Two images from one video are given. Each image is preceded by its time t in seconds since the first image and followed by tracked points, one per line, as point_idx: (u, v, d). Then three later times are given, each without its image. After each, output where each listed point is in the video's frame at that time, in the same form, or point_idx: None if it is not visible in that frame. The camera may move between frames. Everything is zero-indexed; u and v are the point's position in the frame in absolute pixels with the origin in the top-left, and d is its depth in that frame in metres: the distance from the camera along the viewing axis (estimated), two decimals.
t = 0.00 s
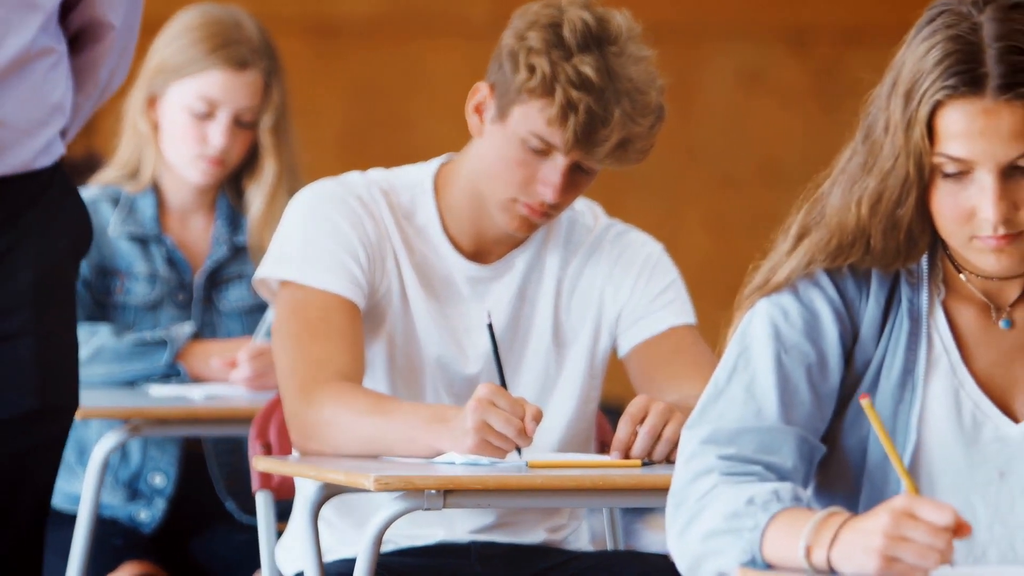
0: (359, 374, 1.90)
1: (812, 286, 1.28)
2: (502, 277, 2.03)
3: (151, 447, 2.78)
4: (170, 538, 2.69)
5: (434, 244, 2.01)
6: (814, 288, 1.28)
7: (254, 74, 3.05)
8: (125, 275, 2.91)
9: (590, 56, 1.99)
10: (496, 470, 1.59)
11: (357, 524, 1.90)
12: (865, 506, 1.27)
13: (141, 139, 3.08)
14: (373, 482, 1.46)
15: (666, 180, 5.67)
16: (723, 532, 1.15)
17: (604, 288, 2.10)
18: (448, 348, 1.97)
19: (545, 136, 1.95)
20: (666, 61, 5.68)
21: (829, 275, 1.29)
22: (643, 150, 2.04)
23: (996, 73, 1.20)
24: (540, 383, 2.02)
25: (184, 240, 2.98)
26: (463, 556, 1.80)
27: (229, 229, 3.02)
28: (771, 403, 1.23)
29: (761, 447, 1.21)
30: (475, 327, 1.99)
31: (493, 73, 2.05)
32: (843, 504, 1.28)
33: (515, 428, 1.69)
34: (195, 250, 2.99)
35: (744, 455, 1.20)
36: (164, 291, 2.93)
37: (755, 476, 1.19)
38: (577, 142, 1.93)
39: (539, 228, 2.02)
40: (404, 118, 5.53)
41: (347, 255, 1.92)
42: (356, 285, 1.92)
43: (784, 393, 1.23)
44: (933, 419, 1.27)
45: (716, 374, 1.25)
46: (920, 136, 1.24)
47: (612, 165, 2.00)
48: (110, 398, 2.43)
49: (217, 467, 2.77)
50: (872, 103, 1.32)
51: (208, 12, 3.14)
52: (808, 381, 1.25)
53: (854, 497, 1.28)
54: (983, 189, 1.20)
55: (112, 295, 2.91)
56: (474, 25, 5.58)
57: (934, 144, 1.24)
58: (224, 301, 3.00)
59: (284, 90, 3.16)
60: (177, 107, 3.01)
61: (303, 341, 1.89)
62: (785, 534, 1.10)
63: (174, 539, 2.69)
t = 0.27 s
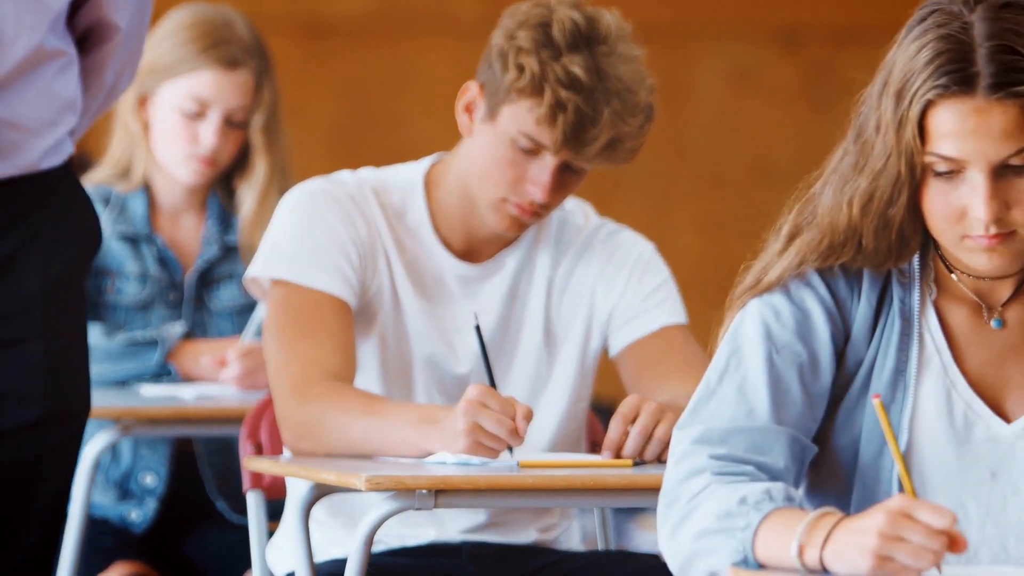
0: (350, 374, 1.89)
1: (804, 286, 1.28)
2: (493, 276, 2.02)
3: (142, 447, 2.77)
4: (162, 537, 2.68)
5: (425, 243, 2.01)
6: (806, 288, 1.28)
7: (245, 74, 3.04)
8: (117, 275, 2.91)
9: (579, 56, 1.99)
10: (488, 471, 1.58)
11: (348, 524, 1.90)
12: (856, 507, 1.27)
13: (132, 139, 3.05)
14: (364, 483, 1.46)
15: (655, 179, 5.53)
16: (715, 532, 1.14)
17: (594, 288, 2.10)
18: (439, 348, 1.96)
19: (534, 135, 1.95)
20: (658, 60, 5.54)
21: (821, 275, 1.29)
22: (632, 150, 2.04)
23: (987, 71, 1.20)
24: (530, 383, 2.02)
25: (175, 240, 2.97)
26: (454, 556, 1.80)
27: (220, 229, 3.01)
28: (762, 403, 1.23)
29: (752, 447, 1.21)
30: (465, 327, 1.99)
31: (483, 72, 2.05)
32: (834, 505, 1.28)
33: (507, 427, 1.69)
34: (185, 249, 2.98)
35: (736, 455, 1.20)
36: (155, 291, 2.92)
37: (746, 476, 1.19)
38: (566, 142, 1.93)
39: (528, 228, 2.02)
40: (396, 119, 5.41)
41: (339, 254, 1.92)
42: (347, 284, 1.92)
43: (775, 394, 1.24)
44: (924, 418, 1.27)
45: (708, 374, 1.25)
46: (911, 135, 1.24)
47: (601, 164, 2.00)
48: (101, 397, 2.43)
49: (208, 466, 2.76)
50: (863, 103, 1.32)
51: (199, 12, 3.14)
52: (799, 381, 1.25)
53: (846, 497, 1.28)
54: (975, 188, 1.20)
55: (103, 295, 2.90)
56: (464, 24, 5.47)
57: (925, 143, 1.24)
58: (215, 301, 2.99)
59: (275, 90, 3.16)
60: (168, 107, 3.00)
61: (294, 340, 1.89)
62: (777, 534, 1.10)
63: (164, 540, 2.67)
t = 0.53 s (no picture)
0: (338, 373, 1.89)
1: (792, 286, 1.28)
2: (481, 275, 2.02)
3: (130, 447, 2.77)
4: (151, 537, 2.67)
5: (414, 242, 2.00)
6: (794, 288, 1.28)
7: (232, 74, 3.03)
8: (104, 275, 2.90)
9: (565, 56, 1.98)
10: (476, 470, 1.58)
11: (337, 523, 1.89)
12: (845, 507, 1.27)
13: (120, 139, 3.05)
14: (351, 482, 1.45)
15: (644, 178, 5.53)
16: (704, 531, 1.14)
17: (583, 287, 2.10)
18: (427, 346, 1.96)
19: (521, 135, 1.95)
20: (645, 60, 5.54)
21: (808, 274, 1.29)
22: (619, 149, 2.03)
23: (972, 69, 1.20)
24: (519, 382, 2.02)
25: (162, 240, 2.96)
26: (443, 556, 1.79)
27: (207, 228, 3.00)
28: (750, 402, 1.23)
29: (741, 446, 1.21)
30: (452, 327, 1.98)
31: (470, 72, 2.05)
32: (823, 504, 1.28)
33: (494, 428, 1.69)
34: (173, 248, 2.97)
35: (724, 454, 1.20)
36: (143, 291, 2.91)
37: (735, 476, 1.19)
38: (553, 142, 1.93)
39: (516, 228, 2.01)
40: (384, 118, 5.40)
41: (327, 253, 1.92)
42: (335, 284, 1.91)
43: (763, 394, 1.24)
44: (912, 418, 1.27)
45: (697, 374, 1.25)
46: (897, 133, 1.24)
47: (588, 163, 2.00)
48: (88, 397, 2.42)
49: (196, 465, 2.76)
50: (850, 102, 1.32)
51: (186, 11, 3.13)
52: (788, 381, 1.25)
53: (834, 497, 1.29)
54: (960, 186, 1.19)
55: (91, 295, 2.90)
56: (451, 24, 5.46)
57: (911, 142, 1.23)
58: (203, 300, 2.98)
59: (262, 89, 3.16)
60: (155, 106, 2.99)
61: (282, 341, 1.88)
62: (765, 534, 1.10)
63: (153, 540, 2.66)
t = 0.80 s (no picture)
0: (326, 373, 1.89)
1: (779, 286, 1.29)
2: (469, 274, 2.02)
3: (117, 446, 2.77)
4: (138, 536, 2.67)
5: (402, 241, 1.99)
6: (781, 287, 1.28)
7: (220, 74, 3.02)
8: (92, 275, 2.92)
9: (553, 55, 1.98)
10: (464, 469, 1.57)
11: (324, 523, 1.89)
12: (832, 506, 1.28)
13: (108, 139, 3.04)
14: (339, 482, 1.45)
15: (631, 177, 5.53)
16: (691, 531, 1.14)
17: (571, 286, 2.10)
18: (415, 345, 1.96)
19: (508, 135, 1.94)
20: (633, 59, 5.54)
21: (795, 274, 1.30)
22: (607, 149, 2.03)
23: (956, 67, 1.20)
24: (507, 381, 2.02)
25: (150, 239, 2.96)
26: (430, 556, 1.78)
27: (195, 228, 3.00)
28: (737, 402, 1.23)
29: (728, 446, 1.21)
30: (439, 326, 1.98)
31: (458, 71, 2.05)
32: (810, 503, 1.29)
33: (483, 428, 1.69)
34: (160, 248, 2.97)
35: (712, 454, 1.20)
36: (129, 290, 2.92)
37: (722, 476, 1.19)
38: (541, 141, 1.93)
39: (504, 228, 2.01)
40: (372, 117, 5.39)
41: (314, 252, 1.91)
42: (323, 283, 1.91)
43: (750, 393, 1.24)
44: (899, 418, 1.28)
45: (684, 373, 1.25)
46: (882, 131, 1.24)
47: (576, 163, 2.00)
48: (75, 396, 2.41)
49: (183, 465, 2.73)
50: (836, 102, 1.32)
51: (173, 11, 3.11)
52: (775, 380, 1.25)
53: (821, 497, 1.29)
54: (946, 183, 1.19)
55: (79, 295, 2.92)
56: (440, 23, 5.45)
57: (897, 139, 1.23)
58: (190, 300, 2.97)
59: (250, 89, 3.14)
60: (142, 107, 2.98)
61: (270, 340, 1.88)
62: (752, 533, 1.10)
63: (140, 539, 2.66)
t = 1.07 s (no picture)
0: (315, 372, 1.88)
1: (767, 285, 1.29)
2: (458, 273, 2.01)
3: (107, 446, 2.75)
4: (127, 536, 2.66)
5: (391, 240, 1.99)
6: (769, 286, 1.29)
7: (209, 74, 3.01)
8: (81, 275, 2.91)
9: (543, 56, 1.98)
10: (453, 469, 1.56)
11: (314, 523, 1.88)
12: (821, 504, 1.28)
13: (97, 139, 3.02)
14: (328, 482, 1.44)
15: (621, 177, 5.53)
16: (679, 530, 1.14)
17: (560, 286, 2.10)
18: (405, 344, 1.95)
19: (498, 135, 1.95)
20: (623, 59, 5.55)
21: (783, 273, 1.30)
22: (597, 149, 2.03)
23: (944, 65, 1.20)
24: (496, 381, 2.01)
25: (140, 239, 2.95)
26: (419, 556, 1.78)
27: (184, 228, 2.99)
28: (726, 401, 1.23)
29: (716, 444, 1.21)
30: (427, 325, 1.97)
31: (447, 71, 2.05)
32: (799, 502, 1.29)
33: (470, 427, 1.69)
34: (150, 248, 2.96)
35: (700, 453, 1.20)
36: (119, 290, 2.92)
37: (710, 475, 1.18)
38: (531, 141, 1.93)
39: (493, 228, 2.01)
40: (362, 117, 5.38)
41: (303, 251, 1.91)
42: (311, 282, 1.90)
43: (739, 393, 1.24)
44: (888, 417, 1.28)
45: (673, 372, 1.25)
46: (871, 130, 1.23)
47: (566, 163, 1.99)
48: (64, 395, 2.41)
49: (173, 466, 2.74)
50: (824, 100, 1.32)
51: (162, 11, 3.11)
52: (763, 379, 1.25)
53: (811, 496, 1.29)
54: (934, 182, 1.18)
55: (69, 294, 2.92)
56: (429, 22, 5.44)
57: (885, 139, 1.23)
58: (179, 300, 2.96)
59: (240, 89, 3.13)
60: (132, 106, 2.97)
61: (258, 339, 1.88)
62: (740, 531, 1.10)
63: (131, 540, 2.65)
